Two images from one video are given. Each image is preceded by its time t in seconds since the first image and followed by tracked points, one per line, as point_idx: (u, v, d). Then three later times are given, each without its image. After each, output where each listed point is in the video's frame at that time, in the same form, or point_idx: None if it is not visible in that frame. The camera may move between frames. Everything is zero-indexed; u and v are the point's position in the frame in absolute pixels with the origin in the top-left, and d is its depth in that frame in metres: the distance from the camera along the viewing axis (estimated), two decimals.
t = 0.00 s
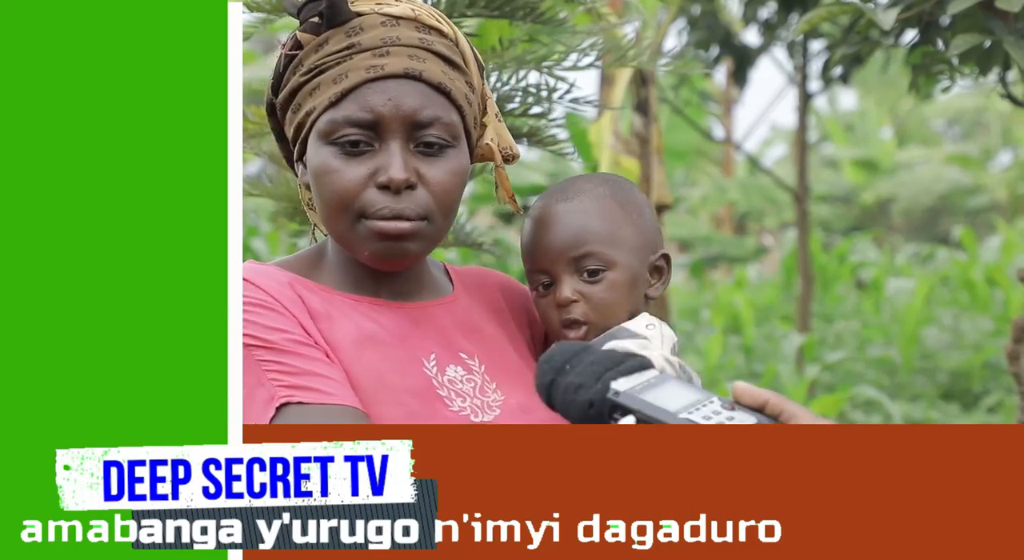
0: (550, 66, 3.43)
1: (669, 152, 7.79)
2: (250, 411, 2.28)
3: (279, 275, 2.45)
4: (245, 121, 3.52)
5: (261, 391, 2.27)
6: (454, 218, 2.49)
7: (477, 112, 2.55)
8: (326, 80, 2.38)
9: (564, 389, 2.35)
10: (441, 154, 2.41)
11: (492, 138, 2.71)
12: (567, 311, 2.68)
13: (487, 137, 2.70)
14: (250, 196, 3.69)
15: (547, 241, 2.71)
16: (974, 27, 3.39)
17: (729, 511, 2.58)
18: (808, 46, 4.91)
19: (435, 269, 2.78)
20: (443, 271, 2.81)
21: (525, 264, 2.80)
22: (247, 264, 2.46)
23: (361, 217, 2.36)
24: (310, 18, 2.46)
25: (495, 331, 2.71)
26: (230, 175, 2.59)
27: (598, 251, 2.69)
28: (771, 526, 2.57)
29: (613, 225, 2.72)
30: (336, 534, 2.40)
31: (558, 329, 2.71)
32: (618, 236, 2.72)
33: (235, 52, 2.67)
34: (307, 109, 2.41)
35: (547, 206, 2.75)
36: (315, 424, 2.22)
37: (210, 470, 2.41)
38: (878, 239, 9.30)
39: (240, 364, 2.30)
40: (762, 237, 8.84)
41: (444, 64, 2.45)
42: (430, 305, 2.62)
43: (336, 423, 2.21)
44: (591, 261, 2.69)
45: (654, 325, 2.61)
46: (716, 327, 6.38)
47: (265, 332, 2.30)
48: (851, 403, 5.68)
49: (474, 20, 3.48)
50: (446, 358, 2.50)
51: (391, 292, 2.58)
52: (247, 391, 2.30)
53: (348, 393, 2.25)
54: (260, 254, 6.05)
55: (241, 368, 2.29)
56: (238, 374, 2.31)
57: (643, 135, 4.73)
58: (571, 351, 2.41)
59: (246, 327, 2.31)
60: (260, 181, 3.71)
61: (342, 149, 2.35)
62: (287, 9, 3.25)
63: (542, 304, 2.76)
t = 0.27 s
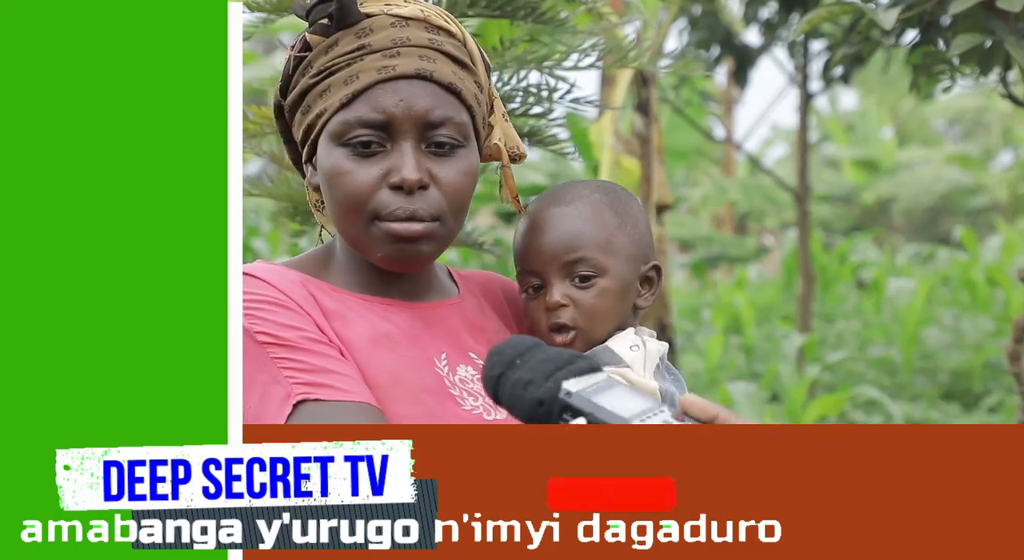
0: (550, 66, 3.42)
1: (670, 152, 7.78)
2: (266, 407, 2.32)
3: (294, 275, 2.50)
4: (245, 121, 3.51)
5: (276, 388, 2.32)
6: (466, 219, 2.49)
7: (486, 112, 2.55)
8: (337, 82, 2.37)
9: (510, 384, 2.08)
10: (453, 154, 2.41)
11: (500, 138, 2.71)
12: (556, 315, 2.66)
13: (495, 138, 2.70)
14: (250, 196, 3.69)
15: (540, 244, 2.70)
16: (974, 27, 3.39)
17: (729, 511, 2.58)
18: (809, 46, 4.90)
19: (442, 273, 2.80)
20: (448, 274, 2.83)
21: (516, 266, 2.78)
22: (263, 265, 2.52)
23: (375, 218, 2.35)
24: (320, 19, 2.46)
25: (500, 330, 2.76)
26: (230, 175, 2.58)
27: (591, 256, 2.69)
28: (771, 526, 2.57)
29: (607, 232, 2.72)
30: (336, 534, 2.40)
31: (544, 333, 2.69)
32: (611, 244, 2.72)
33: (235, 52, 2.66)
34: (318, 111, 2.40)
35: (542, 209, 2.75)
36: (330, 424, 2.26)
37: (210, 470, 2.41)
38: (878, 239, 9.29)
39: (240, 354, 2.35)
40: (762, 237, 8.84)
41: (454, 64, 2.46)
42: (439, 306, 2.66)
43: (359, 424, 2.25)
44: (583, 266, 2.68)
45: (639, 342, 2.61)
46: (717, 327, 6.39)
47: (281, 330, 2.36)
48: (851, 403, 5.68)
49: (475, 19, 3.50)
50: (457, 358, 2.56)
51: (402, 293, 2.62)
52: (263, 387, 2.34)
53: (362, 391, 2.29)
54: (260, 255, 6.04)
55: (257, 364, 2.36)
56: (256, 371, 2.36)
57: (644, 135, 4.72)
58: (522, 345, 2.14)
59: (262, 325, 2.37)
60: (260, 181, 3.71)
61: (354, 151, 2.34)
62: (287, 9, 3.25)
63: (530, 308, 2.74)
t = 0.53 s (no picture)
0: (550, 66, 3.42)
1: (670, 152, 7.78)
2: (269, 404, 2.25)
3: (299, 272, 2.43)
4: (245, 121, 3.51)
5: (282, 387, 2.24)
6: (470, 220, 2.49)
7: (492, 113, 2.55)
8: (341, 82, 2.37)
9: (547, 343, 2.25)
10: (456, 156, 2.40)
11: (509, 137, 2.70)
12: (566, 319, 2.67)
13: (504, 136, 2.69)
14: (250, 195, 3.69)
15: (543, 249, 2.70)
16: (975, 27, 3.39)
17: (728, 511, 2.60)
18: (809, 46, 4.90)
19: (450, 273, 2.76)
20: (456, 274, 2.78)
21: (520, 271, 2.78)
22: (267, 261, 2.45)
23: (378, 220, 2.36)
24: (326, 19, 2.44)
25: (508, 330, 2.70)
26: (230, 175, 2.58)
27: (595, 257, 2.69)
28: (771, 526, 2.58)
29: (608, 231, 2.72)
30: (336, 534, 2.41)
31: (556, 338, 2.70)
32: (614, 243, 2.72)
33: (235, 53, 2.66)
34: (323, 111, 2.41)
35: (543, 214, 2.75)
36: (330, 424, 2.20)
37: (210, 470, 2.42)
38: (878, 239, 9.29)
39: (241, 346, 2.32)
40: (762, 237, 8.84)
41: (460, 65, 2.45)
42: (446, 305, 2.60)
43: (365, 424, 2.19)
44: (588, 267, 2.69)
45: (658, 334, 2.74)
46: (717, 327, 6.39)
47: (287, 327, 2.28)
48: (851, 403, 5.67)
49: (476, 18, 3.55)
50: (462, 357, 2.48)
51: (409, 292, 2.56)
52: (267, 385, 2.26)
53: (367, 390, 2.22)
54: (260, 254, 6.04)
55: (264, 364, 2.28)
56: (259, 369, 2.29)
57: (644, 135, 4.72)
58: (563, 309, 2.30)
59: (268, 323, 2.30)
60: (260, 180, 3.70)
61: (357, 152, 2.35)
62: (286, 9, 3.25)
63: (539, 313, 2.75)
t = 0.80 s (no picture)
0: (550, 67, 3.43)
1: (670, 152, 7.79)
2: (268, 398, 2.26)
3: (300, 268, 2.45)
4: (245, 121, 3.51)
5: (279, 381, 2.26)
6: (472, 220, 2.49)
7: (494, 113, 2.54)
8: (342, 84, 2.38)
9: (628, 320, 1.98)
10: (457, 157, 2.40)
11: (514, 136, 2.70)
12: (579, 316, 2.66)
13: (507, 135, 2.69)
14: (250, 196, 3.69)
15: (559, 246, 2.71)
16: (974, 28, 3.39)
17: (729, 511, 2.59)
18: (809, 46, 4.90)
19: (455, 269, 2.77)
20: (463, 272, 2.80)
21: (535, 268, 2.79)
22: (271, 257, 2.47)
23: (378, 222, 2.36)
24: (328, 21, 2.45)
25: (511, 325, 2.71)
26: (229, 175, 2.58)
27: (611, 257, 2.69)
28: (771, 526, 2.57)
29: (626, 232, 2.72)
30: (336, 534, 2.42)
31: (568, 336, 2.70)
32: (631, 244, 2.71)
33: (235, 52, 2.67)
34: (324, 113, 2.41)
35: (559, 212, 2.75)
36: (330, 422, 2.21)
37: (210, 470, 2.42)
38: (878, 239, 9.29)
39: (241, 342, 2.32)
40: (762, 237, 8.84)
41: (460, 66, 2.45)
42: (449, 303, 2.61)
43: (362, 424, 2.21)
44: (605, 267, 2.69)
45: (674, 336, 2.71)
46: (716, 327, 6.39)
47: (287, 323, 2.30)
48: (851, 403, 5.67)
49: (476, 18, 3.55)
50: (464, 355, 2.50)
51: (412, 289, 2.58)
52: (265, 380, 2.28)
53: (367, 386, 2.25)
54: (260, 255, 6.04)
55: (262, 359, 2.30)
56: (258, 364, 2.30)
57: (644, 135, 4.72)
58: (659, 287, 2.03)
59: (267, 318, 2.32)
60: (260, 181, 3.71)
61: (358, 154, 2.35)
62: (286, 9, 3.25)
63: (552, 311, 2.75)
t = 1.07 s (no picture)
0: (550, 67, 3.43)
1: (670, 152, 7.79)
2: (266, 392, 2.26)
3: (303, 264, 2.44)
4: (245, 121, 3.51)
5: (276, 375, 2.26)
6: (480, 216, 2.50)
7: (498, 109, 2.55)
8: (347, 84, 2.38)
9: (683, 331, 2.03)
10: (465, 153, 2.41)
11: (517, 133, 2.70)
12: (616, 319, 2.62)
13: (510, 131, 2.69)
14: (250, 196, 3.69)
15: (599, 245, 2.63)
16: (974, 28, 3.39)
17: (729, 511, 2.59)
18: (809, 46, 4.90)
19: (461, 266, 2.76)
20: (471, 269, 2.79)
21: (566, 261, 2.71)
22: (273, 254, 2.47)
23: (389, 220, 2.36)
24: (330, 22, 2.45)
25: (515, 325, 2.70)
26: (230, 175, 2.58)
27: (653, 261, 2.62)
28: (771, 526, 2.57)
29: (667, 235, 2.65)
30: (336, 534, 2.44)
31: (600, 336, 2.66)
32: (671, 248, 2.65)
33: (235, 52, 2.67)
34: (329, 113, 2.41)
35: (599, 209, 2.67)
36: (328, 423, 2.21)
37: (210, 470, 2.45)
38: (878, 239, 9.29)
39: (241, 338, 2.32)
40: (762, 237, 8.84)
41: (464, 63, 2.45)
42: (452, 301, 2.60)
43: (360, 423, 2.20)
44: (645, 270, 2.62)
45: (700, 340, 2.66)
46: (717, 327, 6.38)
47: (286, 318, 2.30)
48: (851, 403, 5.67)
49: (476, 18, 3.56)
50: (467, 352, 2.50)
51: (415, 286, 2.56)
52: (264, 374, 2.28)
53: (363, 382, 2.24)
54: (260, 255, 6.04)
55: (262, 355, 2.30)
56: (256, 358, 2.30)
57: (644, 135, 4.72)
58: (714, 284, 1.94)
59: (267, 315, 2.32)
60: (260, 181, 3.70)
61: (365, 153, 2.35)
62: (286, 9, 3.25)
63: (583, 307, 2.68)
